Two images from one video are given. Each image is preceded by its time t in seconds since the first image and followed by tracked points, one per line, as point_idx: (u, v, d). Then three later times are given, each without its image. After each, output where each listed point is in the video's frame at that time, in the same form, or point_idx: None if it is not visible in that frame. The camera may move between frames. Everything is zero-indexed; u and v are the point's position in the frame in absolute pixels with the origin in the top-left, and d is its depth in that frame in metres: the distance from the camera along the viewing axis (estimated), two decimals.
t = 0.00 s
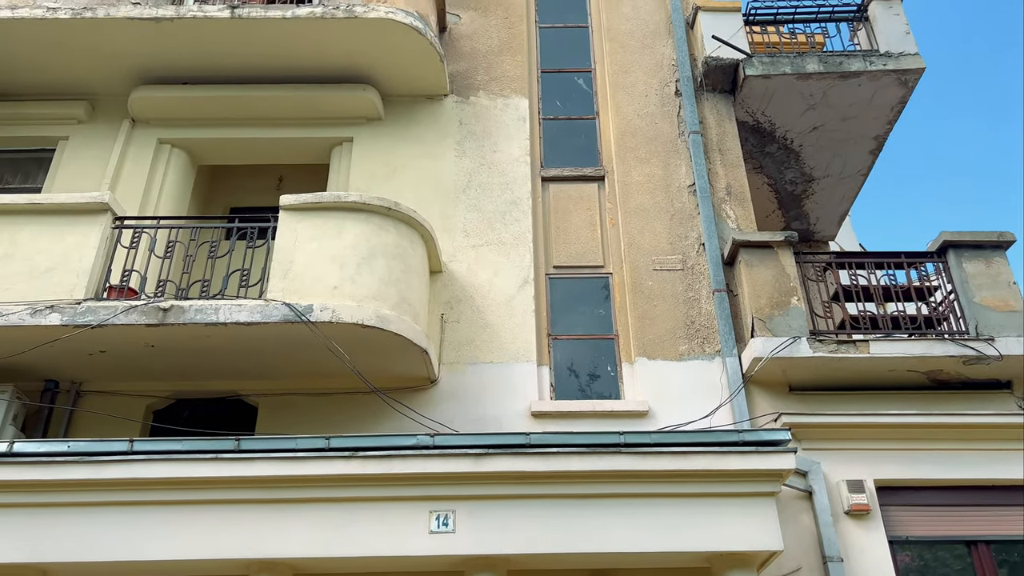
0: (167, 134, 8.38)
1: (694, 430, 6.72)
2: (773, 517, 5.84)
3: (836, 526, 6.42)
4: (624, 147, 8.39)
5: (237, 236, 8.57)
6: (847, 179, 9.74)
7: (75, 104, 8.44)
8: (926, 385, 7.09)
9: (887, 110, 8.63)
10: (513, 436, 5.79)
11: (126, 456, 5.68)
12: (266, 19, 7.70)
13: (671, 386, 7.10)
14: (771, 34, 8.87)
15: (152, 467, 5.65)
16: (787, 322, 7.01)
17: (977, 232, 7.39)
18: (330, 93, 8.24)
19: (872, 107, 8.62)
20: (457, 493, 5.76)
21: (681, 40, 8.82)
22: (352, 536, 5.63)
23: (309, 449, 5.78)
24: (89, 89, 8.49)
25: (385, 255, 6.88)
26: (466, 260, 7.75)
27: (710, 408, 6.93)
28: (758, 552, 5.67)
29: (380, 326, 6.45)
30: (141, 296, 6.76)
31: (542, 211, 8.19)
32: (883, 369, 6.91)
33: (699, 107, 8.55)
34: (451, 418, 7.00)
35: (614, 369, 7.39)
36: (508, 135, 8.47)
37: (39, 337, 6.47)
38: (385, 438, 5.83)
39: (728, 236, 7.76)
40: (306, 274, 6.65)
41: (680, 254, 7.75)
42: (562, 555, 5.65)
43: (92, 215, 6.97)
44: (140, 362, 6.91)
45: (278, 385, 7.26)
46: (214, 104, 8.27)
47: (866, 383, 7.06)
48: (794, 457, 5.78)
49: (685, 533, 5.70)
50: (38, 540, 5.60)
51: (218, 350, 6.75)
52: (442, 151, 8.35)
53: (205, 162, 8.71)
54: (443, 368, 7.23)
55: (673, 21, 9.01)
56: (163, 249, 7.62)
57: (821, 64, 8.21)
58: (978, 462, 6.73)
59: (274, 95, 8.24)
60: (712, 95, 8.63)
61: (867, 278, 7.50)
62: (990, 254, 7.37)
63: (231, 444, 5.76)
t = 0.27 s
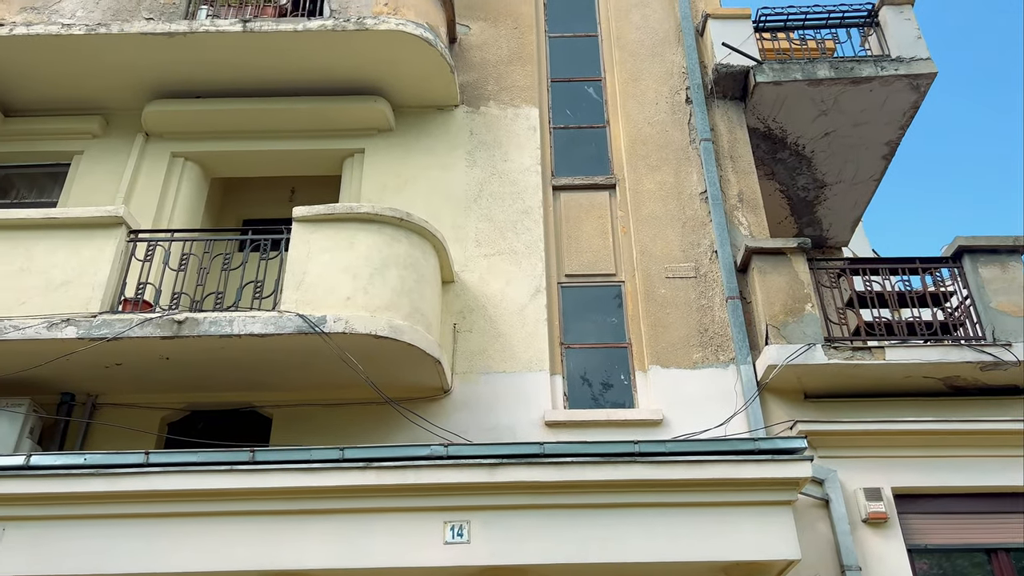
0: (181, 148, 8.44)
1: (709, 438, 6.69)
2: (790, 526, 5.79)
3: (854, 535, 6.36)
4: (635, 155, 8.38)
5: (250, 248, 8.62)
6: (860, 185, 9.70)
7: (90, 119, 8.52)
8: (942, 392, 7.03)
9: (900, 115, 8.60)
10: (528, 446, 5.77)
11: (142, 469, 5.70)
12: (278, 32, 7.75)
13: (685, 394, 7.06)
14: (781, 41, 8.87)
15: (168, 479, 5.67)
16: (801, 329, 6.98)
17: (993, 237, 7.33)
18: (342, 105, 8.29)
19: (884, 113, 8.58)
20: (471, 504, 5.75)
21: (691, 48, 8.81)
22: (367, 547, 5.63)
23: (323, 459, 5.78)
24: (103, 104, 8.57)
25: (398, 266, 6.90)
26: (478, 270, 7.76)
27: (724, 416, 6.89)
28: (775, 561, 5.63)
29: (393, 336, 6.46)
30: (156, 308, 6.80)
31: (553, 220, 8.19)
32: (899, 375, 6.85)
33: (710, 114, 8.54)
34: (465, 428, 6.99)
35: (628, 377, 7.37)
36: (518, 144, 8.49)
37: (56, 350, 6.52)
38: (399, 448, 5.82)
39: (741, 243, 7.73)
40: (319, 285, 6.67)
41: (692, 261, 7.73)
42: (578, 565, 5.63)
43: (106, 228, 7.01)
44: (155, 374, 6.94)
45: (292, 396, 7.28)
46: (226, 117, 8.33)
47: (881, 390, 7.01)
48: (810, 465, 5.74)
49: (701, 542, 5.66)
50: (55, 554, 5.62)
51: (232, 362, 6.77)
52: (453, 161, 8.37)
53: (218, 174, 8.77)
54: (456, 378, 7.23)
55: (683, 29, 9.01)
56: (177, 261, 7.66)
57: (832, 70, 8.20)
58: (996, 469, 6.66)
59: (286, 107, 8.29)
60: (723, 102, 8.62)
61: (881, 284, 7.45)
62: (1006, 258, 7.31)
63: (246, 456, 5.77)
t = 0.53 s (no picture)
0: (195, 158, 8.50)
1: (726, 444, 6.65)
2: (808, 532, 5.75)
3: (874, 540, 6.30)
4: (648, 160, 8.38)
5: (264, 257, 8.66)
6: (874, 188, 9.65)
7: (105, 131, 8.59)
8: (961, 395, 6.97)
9: (913, 117, 8.55)
10: (543, 453, 5.76)
11: (160, 478, 5.73)
12: (290, 43, 7.79)
13: (701, 400, 7.03)
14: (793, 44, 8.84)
15: (185, 488, 5.70)
16: (817, 333, 6.94)
17: (1010, 239, 7.27)
18: (354, 114, 8.33)
19: (898, 115, 8.54)
20: (488, 511, 5.74)
21: (702, 52, 8.80)
22: (383, 555, 5.63)
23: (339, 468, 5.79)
24: (118, 116, 8.65)
25: (412, 274, 6.91)
26: (491, 277, 7.76)
27: (741, 422, 6.85)
28: (793, 567, 5.58)
29: (407, 344, 6.47)
30: (172, 318, 6.84)
31: (566, 226, 8.19)
32: (916, 379, 6.80)
33: (722, 118, 8.52)
34: (480, 435, 6.99)
35: (643, 383, 7.35)
36: (531, 151, 8.50)
37: (74, 361, 6.56)
38: (415, 456, 5.82)
39: (755, 247, 7.70)
40: (334, 293, 6.70)
41: (706, 266, 7.71)
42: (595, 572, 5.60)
43: (123, 240, 7.07)
44: (171, 384, 6.98)
45: (307, 405, 7.30)
46: (240, 128, 8.38)
47: (899, 394, 6.96)
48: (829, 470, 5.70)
49: (718, 549, 5.63)
50: (74, 564, 5.64)
51: (248, 371, 6.80)
52: (465, 168, 8.39)
53: (232, 184, 8.82)
54: (470, 386, 7.23)
55: (694, 34, 9.00)
56: (193, 272, 7.71)
57: (844, 73, 8.17)
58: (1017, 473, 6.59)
59: (299, 117, 8.33)
60: (735, 106, 8.60)
61: (898, 287, 7.39)
62: None
63: (263, 465, 5.77)
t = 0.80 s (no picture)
0: (208, 169, 8.56)
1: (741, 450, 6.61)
2: (826, 538, 5.70)
3: (892, 546, 6.23)
4: (659, 166, 8.36)
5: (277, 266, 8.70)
6: (887, 191, 9.59)
7: (120, 143, 8.67)
8: (979, 399, 6.90)
9: (927, 119, 8.50)
10: (558, 460, 5.74)
11: (176, 488, 5.75)
12: (301, 53, 7.83)
13: (715, 406, 7.00)
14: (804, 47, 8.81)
15: (201, 497, 5.72)
16: (832, 337, 6.89)
17: None
18: (366, 123, 8.36)
19: (911, 117, 8.49)
20: (503, 519, 5.73)
21: (713, 57, 8.78)
22: (398, 563, 5.62)
23: (354, 477, 5.80)
24: (132, 127, 8.72)
25: (424, 281, 6.93)
26: (503, 284, 7.76)
27: (756, 428, 6.81)
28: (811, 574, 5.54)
29: (421, 352, 6.47)
30: (187, 329, 6.88)
31: (577, 233, 8.18)
32: (934, 383, 6.74)
33: (733, 122, 8.49)
34: (493, 443, 6.97)
35: (657, 390, 7.32)
36: (542, 158, 8.50)
37: (90, 372, 6.61)
38: (429, 464, 5.82)
39: (769, 251, 7.66)
40: (347, 302, 6.71)
41: (720, 271, 7.67)
42: None
43: (138, 251, 7.11)
44: (186, 394, 7.01)
45: (321, 413, 7.31)
46: (253, 138, 8.43)
47: (916, 398, 6.90)
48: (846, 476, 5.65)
49: (735, 556, 5.59)
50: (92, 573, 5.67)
51: (262, 380, 6.82)
52: (476, 176, 8.40)
53: (245, 194, 8.87)
54: (484, 393, 7.23)
55: (704, 38, 8.99)
56: (207, 281, 7.75)
57: (856, 75, 8.13)
58: None
59: (311, 127, 8.37)
60: (746, 110, 8.58)
61: (913, 290, 7.33)
62: None
63: (277, 474, 5.80)
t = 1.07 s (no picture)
0: (220, 180, 8.61)
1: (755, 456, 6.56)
2: (841, 544, 5.64)
3: (909, 552, 6.16)
4: (669, 171, 8.33)
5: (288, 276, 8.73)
6: (900, 193, 9.52)
7: (132, 155, 8.74)
8: (995, 403, 6.82)
9: (939, 120, 8.44)
10: (570, 467, 5.72)
11: (189, 498, 5.77)
12: (311, 63, 7.87)
13: (728, 411, 6.95)
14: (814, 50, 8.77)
15: (214, 507, 5.73)
16: (845, 341, 6.84)
17: None
18: (375, 132, 8.40)
19: (923, 118, 8.43)
20: (515, 527, 5.71)
21: (722, 61, 8.76)
22: (411, 572, 5.61)
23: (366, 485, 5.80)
24: (145, 139, 8.79)
25: (435, 289, 6.93)
26: (514, 291, 7.75)
27: (770, 433, 6.76)
28: None
29: (432, 360, 6.47)
30: (200, 339, 6.91)
31: (588, 239, 8.16)
32: (949, 387, 6.67)
33: (743, 126, 8.46)
34: (505, 450, 6.96)
35: (669, 396, 7.28)
36: (551, 164, 8.49)
37: (104, 382, 6.65)
38: (441, 472, 5.82)
39: (780, 255, 7.62)
40: (358, 311, 6.73)
41: (731, 276, 7.63)
42: None
43: (150, 261, 7.16)
44: (199, 404, 7.04)
45: (333, 422, 7.32)
46: (263, 148, 8.48)
47: (931, 402, 6.83)
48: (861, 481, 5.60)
49: (749, 563, 5.54)
50: None
51: (274, 389, 6.84)
52: (486, 183, 8.41)
53: (257, 205, 8.92)
54: (495, 400, 7.21)
55: (713, 42, 8.96)
56: (219, 291, 7.79)
57: (867, 77, 8.09)
58: None
59: (321, 136, 8.42)
60: (757, 114, 8.54)
61: (927, 292, 7.26)
62: None
63: (290, 483, 5.79)
